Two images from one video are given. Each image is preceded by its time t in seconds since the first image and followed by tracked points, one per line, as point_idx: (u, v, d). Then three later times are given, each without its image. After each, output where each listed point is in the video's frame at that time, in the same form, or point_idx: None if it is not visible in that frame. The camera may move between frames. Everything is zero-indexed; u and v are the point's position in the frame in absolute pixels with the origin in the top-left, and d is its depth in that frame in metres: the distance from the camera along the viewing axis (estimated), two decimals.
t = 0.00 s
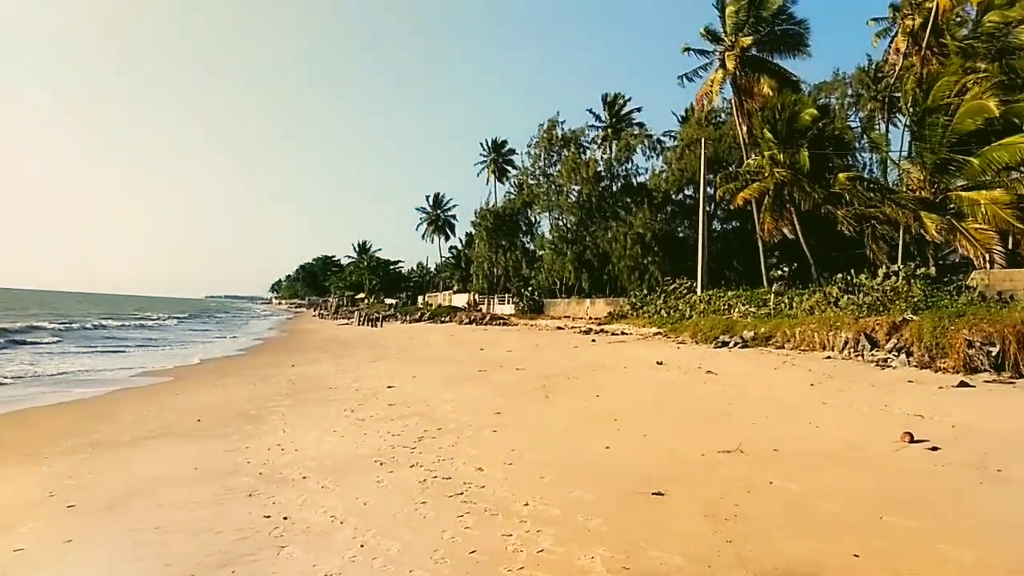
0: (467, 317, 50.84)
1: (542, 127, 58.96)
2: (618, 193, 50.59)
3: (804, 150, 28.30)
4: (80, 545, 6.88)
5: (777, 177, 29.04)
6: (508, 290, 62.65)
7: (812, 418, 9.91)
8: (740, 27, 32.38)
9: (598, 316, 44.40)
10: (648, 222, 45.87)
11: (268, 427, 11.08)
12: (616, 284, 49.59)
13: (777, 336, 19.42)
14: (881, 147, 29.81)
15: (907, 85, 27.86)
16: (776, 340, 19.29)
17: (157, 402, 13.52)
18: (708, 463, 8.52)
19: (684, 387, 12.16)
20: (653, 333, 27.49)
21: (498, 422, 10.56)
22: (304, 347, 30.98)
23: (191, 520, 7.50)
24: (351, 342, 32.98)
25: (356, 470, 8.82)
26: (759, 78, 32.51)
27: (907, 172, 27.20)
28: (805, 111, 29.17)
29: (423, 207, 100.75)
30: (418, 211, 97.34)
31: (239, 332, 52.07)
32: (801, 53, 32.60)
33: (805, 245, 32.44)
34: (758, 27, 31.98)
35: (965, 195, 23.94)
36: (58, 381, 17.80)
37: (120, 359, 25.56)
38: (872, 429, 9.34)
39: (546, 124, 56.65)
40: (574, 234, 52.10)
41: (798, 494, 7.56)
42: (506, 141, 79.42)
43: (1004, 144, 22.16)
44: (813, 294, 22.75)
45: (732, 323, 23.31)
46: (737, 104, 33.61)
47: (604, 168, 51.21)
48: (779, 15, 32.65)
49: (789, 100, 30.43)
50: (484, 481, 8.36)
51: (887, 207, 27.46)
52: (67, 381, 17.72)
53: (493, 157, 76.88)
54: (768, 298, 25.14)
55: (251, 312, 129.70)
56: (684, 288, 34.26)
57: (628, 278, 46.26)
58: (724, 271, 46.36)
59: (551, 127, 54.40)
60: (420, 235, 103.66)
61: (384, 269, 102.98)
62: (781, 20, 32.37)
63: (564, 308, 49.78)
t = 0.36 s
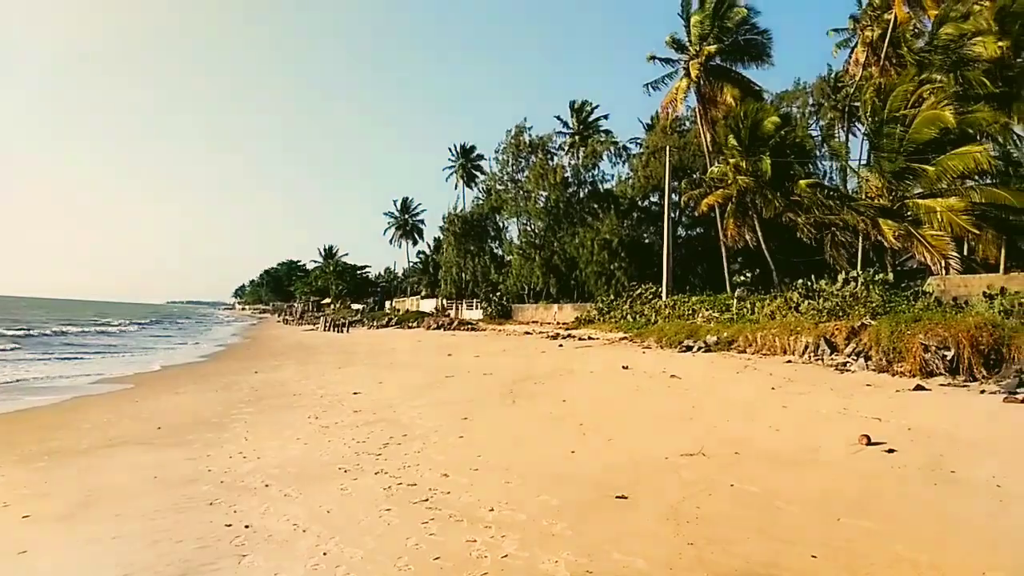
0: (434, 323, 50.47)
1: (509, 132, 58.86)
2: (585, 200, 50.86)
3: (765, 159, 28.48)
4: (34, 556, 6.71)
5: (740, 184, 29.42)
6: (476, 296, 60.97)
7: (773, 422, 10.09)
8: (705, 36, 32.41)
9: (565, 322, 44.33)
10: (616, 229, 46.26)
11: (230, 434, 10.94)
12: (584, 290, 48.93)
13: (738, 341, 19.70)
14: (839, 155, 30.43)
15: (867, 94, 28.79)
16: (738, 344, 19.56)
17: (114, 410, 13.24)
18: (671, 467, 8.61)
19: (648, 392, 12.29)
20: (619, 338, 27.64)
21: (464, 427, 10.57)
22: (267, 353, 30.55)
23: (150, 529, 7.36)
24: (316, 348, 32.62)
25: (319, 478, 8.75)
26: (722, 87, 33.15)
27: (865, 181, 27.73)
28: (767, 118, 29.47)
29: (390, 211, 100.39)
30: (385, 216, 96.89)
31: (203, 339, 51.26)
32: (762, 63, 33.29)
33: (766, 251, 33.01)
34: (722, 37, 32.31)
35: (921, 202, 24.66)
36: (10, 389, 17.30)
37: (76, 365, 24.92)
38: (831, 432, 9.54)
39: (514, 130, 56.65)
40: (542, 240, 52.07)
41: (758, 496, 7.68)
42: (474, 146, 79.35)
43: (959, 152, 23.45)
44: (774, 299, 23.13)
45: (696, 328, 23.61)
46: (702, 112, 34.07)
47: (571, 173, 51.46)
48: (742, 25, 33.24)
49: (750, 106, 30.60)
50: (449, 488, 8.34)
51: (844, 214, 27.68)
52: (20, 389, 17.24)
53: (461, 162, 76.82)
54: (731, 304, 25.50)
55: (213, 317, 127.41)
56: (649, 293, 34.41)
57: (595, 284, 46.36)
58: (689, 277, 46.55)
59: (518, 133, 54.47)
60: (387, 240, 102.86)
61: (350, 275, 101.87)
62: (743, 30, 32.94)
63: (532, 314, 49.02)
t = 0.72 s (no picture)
0: (394, 327, 50.06)
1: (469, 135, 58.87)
2: (545, 205, 50.34)
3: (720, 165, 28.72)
4: None
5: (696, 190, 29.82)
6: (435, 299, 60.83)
7: (725, 424, 10.29)
8: (663, 45, 33.06)
9: (525, 325, 44.38)
10: (575, 233, 46.92)
11: (182, 441, 10.74)
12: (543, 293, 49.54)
13: (693, 345, 20.12)
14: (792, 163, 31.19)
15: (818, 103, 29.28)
16: (693, 348, 19.93)
17: (60, 416, 12.88)
18: (626, 469, 8.71)
19: (605, 395, 12.42)
20: (578, 341, 27.88)
21: (422, 432, 10.55)
22: (221, 358, 30.00)
23: (96, 538, 7.18)
24: (272, 353, 32.15)
25: (273, 484, 8.66)
26: (679, 95, 33.69)
27: (816, 189, 27.74)
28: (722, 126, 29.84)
29: (349, 214, 99.70)
30: (345, 218, 96.01)
31: (157, 343, 50.12)
32: (718, 72, 33.76)
33: (720, 256, 33.67)
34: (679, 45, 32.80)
35: (870, 209, 25.26)
36: None
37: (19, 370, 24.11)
38: (781, 433, 9.76)
39: (474, 133, 56.66)
40: (502, 244, 51.85)
41: (711, 497, 7.81)
42: (435, 149, 79.00)
43: (909, 160, 24.42)
44: (728, 303, 23.59)
45: (652, 332, 23.97)
46: (659, 119, 34.53)
47: (531, 178, 51.20)
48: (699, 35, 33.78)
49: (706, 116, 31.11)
50: (405, 493, 8.30)
51: (797, 222, 28.34)
52: None
53: (421, 165, 76.53)
54: (686, 307, 25.94)
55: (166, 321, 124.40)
56: (608, 297, 34.73)
57: (554, 288, 46.82)
58: (646, 281, 46.65)
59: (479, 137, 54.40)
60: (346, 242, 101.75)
61: (308, 278, 100.45)
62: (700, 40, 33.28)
63: (492, 317, 49.39)
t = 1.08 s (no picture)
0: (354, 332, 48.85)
1: (432, 139, 58.82)
2: (510, 209, 50.72)
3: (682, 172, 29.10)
4: None
5: (657, 197, 30.04)
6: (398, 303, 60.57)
7: (683, 427, 10.40)
8: (625, 52, 33.41)
9: (488, 329, 44.17)
10: (539, 238, 47.00)
11: (136, 446, 10.52)
12: (507, 298, 49.81)
13: (653, 349, 20.36)
14: (750, 170, 31.87)
15: (773, 111, 29.60)
16: (654, 352, 20.17)
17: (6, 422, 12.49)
18: (585, 472, 8.77)
19: (566, 399, 12.50)
20: (541, 345, 27.95)
21: (383, 437, 10.49)
22: (176, 362, 29.39)
23: (43, 548, 6.97)
24: (229, 357, 31.60)
25: (229, 491, 8.52)
26: (641, 102, 33.99)
27: (772, 197, 28.35)
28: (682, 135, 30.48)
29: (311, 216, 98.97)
30: (307, 221, 95.15)
31: (111, 347, 48.76)
32: (679, 81, 34.33)
33: (680, 261, 34.09)
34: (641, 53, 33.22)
35: (826, 217, 25.87)
36: None
37: None
38: (737, 435, 9.93)
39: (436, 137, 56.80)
40: (467, 247, 51.74)
41: (670, 499, 7.87)
42: (399, 152, 78.69)
43: (863, 169, 24.92)
44: (687, 308, 23.92)
45: (614, 336, 24.20)
46: (622, 125, 34.84)
47: (496, 182, 51.47)
48: (659, 41, 33.89)
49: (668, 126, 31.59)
50: (364, 499, 8.23)
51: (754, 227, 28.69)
52: None
53: (384, 167, 76.25)
54: (647, 311, 26.19)
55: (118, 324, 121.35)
56: (570, 301, 34.87)
57: (518, 292, 47.13)
58: (609, 285, 46.86)
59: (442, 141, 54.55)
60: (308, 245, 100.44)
61: (267, 281, 98.93)
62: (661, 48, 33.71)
63: (456, 321, 49.35)
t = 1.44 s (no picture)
0: (317, 335, 48.19)
1: (398, 142, 58.27)
2: (475, 213, 50.77)
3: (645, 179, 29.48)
4: None
5: (621, 201, 30.43)
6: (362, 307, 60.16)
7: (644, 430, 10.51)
8: (590, 59, 33.86)
9: (453, 333, 43.93)
10: (505, 242, 47.14)
11: (90, 453, 10.30)
12: (473, 302, 49.77)
13: (616, 352, 20.51)
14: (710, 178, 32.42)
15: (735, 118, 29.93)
16: (616, 355, 20.33)
17: None
18: (547, 476, 8.80)
19: (527, 403, 12.56)
20: (506, 349, 27.94)
21: (344, 443, 10.41)
22: (132, 367, 28.78)
23: None
24: (186, 362, 31.01)
25: (186, 499, 8.38)
26: (605, 108, 34.36)
27: (732, 203, 28.71)
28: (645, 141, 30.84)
29: (273, 219, 97.83)
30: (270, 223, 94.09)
31: (66, 351, 47.40)
32: (643, 88, 34.46)
33: (644, 266, 34.39)
34: (606, 60, 33.58)
35: (783, 223, 26.29)
36: None
37: None
38: (696, 438, 10.06)
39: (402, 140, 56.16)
40: (433, 250, 51.35)
41: (630, 502, 7.93)
42: (364, 155, 78.27)
43: (818, 176, 25.40)
44: (649, 312, 24.18)
45: (578, 339, 24.35)
46: (587, 131, 35.19)
47: (461, 186, 51.25)
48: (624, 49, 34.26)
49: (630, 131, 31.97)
50: (324, 505, 8.15)
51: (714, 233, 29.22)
52: None
53: (349, 170, 75.81)
54: (610, 315, 26.36)
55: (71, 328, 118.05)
56: (535, 305, 34.91)
57: (484, 296, 47.24)
58: (573, 288, 47.15)
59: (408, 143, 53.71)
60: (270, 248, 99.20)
61: (227, 284, 97.87)
62: (626, 55, 34.18)
63: (421, 325, 49.08)
